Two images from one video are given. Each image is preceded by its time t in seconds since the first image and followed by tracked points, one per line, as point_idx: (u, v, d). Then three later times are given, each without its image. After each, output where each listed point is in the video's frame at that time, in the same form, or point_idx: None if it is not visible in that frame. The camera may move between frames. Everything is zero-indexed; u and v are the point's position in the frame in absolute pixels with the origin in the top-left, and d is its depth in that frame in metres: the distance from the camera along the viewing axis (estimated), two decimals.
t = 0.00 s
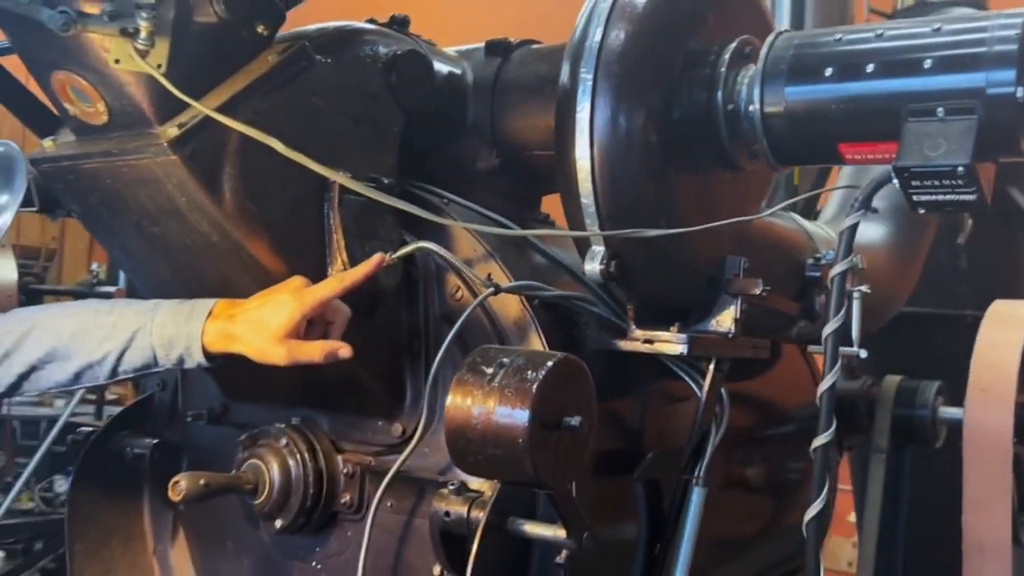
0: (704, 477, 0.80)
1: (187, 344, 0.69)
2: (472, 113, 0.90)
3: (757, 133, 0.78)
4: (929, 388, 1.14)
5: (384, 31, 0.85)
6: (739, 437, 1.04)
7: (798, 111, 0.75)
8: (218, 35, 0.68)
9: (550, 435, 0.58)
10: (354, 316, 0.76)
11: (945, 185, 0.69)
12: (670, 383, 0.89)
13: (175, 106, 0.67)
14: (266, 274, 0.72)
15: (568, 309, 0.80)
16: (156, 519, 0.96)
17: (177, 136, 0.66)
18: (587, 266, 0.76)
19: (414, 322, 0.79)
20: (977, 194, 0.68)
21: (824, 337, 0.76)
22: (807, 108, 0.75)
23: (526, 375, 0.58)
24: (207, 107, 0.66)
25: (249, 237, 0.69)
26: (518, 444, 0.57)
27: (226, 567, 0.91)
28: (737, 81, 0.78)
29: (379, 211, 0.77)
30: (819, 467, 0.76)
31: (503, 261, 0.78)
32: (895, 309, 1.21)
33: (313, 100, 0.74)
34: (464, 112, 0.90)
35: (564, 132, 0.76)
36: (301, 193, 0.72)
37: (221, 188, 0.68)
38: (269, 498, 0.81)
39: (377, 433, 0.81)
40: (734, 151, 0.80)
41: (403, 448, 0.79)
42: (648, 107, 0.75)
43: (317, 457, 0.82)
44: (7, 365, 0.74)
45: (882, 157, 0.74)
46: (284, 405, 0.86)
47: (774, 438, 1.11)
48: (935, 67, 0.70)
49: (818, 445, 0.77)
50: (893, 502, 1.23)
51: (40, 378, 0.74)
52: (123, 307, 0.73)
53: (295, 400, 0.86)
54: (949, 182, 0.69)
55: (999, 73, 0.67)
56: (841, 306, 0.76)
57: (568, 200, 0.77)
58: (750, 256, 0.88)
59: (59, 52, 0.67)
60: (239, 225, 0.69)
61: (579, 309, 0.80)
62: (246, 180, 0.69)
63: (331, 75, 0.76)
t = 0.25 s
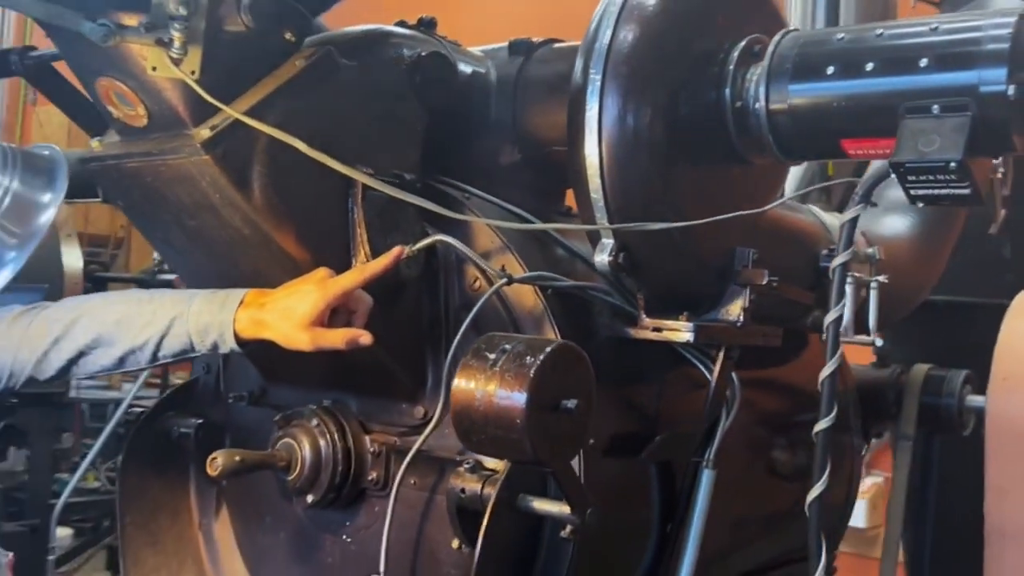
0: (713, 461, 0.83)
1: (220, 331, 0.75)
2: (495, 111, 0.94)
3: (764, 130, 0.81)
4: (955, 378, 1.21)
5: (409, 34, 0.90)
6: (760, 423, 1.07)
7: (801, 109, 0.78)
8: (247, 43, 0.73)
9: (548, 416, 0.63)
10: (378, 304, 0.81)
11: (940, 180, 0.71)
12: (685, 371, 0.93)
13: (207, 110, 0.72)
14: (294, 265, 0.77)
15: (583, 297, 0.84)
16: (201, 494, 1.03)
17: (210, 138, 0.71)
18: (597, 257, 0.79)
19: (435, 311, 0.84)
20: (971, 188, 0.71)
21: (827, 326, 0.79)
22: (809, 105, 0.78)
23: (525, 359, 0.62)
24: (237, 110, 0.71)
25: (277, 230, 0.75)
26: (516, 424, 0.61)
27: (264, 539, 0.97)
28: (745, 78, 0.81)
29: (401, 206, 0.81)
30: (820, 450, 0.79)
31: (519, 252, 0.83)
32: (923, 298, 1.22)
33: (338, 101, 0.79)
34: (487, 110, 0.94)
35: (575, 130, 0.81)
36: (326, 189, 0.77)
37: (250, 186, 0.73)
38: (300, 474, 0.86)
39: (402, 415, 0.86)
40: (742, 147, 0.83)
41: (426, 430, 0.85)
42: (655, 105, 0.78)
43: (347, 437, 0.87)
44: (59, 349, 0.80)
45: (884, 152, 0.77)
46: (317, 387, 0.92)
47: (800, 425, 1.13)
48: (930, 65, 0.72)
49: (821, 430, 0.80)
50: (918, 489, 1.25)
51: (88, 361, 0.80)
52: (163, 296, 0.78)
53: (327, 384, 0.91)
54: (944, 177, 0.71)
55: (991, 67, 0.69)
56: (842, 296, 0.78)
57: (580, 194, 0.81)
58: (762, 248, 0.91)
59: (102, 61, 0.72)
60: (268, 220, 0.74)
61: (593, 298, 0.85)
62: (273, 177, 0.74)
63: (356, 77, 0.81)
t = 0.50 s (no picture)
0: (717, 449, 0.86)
1: (244, 324, 0.80)
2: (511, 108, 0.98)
3: (765, 128, 0.83)
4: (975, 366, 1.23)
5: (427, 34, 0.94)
6: (777, 412, 1.10)
7: (800, 108, 0.80)
8: (266, 49, 0.77)
9: (540, 404, 0.66)
10: (394, 296, 0.85)
11: (930, 179, 0.74)
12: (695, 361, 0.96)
13: (229, 112, 0.77)
14: (313, 258, 0.82)
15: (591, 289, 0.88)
16: (235, 472, 1.08)
17: (230, 139, 0.76)
18: (601, 251, 0.82)
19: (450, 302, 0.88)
20: (960, 187, 0.73)
21: (822, 318, 0.81)
22: (807, 105, 0.80)
23: (518, 350, 0.66)
24: (256, 113, 0.76)
25: (296, 225, 0.79)
26: (508, 411, 0.65)
27: (293, 516, 1.02)
28: (747, 78, 0.84)
29: (416, 202, 0.86)
30: (816, 439, 0.82)
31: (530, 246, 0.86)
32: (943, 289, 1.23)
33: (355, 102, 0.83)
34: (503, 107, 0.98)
35: (580, 128, 0.84)
36: (343, 186, 0.81)
37: (270, 184, 0.78)
38: (323, 455, 0.90)
39: (420, 400, 0.91)
40: (745, 143, 0.86)
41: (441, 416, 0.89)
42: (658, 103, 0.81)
43: (367, 420, 0.91)
44: (97, 340, 0.87)
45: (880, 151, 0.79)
46: (341, 372, 0.97)
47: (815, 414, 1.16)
48: (922, 66, 0.74)
49: (817, 419, 0.82)
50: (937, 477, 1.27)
51: (124, 351, 0.86)
52: (191, 290, 0.84)
53: (350, 370, 0.96)
54: (933, 176, 0.73)
55: (978, 69, 0.71)
56: (838, 289, 0.81)
57: (585, 189, 0.84)
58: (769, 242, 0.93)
59: (132, 67, 0.77)
60: (286, 215, 0.79)
61: (602, 290, 0.88)
62: (292, 175, 0.78)
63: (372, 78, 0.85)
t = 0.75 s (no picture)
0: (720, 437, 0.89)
1: (266, 314, 0.85)
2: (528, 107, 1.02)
3: (765, 126, 0.86)
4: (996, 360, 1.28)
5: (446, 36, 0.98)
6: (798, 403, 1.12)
7: (798, 105, 0.83)
8: (285, 53, 0.82)
9: (531, 388, 0.70)
10: (409, 288, 0.89)
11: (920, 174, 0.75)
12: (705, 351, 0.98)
13: (251, 113, 0.82)
14: (331, 250, 0.87)
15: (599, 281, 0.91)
16: (269, 454, 1.14)
17: (251, 138, 0.81)
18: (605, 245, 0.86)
19: (463, 293, 0.92)
20: (950, 182, 0.75)
21: (819, 310, 0.84)
22: (806, 101, 0.82)
23: (511, 337, 0.70)
24: (275, 115, 0.81)
25: (314, 219, 0.84)
26: (500, 394, 0.69)
27: (321, 496, 1.07)
28: (749, 76, 0.86)
29: (431, 197, 0.90)
30: (812, 426, 0.84)
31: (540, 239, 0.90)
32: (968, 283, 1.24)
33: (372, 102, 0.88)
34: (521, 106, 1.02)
35: (587, 125, 0.87)
36: (359, 183, 0.86)
37: (289, 180, 0.83)
38: (345, 438, 0.95)
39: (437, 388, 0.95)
40: (748, 139, 0.88)
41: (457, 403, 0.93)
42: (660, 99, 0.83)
43: (386, 405, 0.96)
44: (135, 329, 0.94)
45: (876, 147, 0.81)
46: (366, 360, 1.02)
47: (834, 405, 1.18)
48: (912, 65, 0.76)
49: (815, 407, 0.85)
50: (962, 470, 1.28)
51: (160, 339, 0.93)
52: (220, 283, 0.90)
53: (373, 357, 1.01)
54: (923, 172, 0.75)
55: (965, 67, 0.73)
56: (835, 280, 0.83)
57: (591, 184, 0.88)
58: (776, 235, 0.96)
59: (161, 71, 0.83)
60: (305, 209, 0.84)
61: (610, 282, 0.91)
62: (310, 172, 0.83)
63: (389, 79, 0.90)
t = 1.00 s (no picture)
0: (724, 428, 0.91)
1: (282, 307, 0.89)
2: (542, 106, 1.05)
3: (767, 123, 0.87)
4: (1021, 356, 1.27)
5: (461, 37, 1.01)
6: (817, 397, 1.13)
7: (798, 103, 0.84)
8: (300, 55, 0.86)
9: (525, 378, 0.73)
10: (420, 282, 0.93)
11: (914, 171, 0.77)
12: (714, 344, 1.00)
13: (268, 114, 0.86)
14: (345, 245, 0.90)
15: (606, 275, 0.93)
16: (295, 440, 1.18)
17: (266, 137, 0.84)
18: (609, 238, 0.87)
19: (474, 286, 0.95)
20: (943, 178, 0.76)
21: (819, 303, 0.85)
22: (804, 100, 0.83)
23: (506, 330, 0.73)
24: (289, 117, 0.84)
25: (328, 215, 0.88)
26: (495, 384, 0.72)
27: (343, 482, 1.11)
28: (751, 74, 0.88)
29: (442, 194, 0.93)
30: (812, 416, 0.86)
31: (547, 234, 0.93)
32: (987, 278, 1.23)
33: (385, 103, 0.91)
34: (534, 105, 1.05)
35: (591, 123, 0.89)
36: (371, 180, 0.90)
37: (303, 178, 0.86)
38: (360, 426, 0.99)
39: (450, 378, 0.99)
40: (751, 136, 0.90)
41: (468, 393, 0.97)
42: (661, 97, 0.85)
43: (400, 394, 0.99)
44: (159, 320, 0.99)
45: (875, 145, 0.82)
46: (384, 351, 1.05)
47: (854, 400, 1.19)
48: (907, 63, 0.77)
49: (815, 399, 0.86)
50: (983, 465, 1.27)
51: (182, 330, 0.98)
52: (243, 278, 0.95)
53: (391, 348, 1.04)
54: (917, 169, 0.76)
55: (958, 65, 0.74)
56: (834, 275, 0.84)
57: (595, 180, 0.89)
58: (783, 230, 0.97)
59: (182, 75, 0.87)
60: (319, 206, 0.87)
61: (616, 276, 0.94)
62: (323, 170, 0.87)
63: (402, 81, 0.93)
